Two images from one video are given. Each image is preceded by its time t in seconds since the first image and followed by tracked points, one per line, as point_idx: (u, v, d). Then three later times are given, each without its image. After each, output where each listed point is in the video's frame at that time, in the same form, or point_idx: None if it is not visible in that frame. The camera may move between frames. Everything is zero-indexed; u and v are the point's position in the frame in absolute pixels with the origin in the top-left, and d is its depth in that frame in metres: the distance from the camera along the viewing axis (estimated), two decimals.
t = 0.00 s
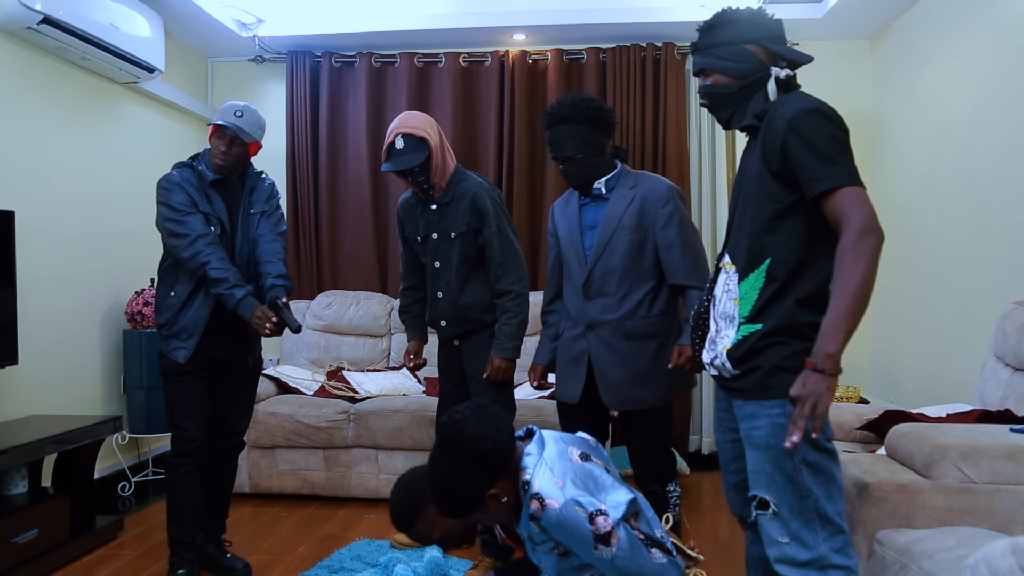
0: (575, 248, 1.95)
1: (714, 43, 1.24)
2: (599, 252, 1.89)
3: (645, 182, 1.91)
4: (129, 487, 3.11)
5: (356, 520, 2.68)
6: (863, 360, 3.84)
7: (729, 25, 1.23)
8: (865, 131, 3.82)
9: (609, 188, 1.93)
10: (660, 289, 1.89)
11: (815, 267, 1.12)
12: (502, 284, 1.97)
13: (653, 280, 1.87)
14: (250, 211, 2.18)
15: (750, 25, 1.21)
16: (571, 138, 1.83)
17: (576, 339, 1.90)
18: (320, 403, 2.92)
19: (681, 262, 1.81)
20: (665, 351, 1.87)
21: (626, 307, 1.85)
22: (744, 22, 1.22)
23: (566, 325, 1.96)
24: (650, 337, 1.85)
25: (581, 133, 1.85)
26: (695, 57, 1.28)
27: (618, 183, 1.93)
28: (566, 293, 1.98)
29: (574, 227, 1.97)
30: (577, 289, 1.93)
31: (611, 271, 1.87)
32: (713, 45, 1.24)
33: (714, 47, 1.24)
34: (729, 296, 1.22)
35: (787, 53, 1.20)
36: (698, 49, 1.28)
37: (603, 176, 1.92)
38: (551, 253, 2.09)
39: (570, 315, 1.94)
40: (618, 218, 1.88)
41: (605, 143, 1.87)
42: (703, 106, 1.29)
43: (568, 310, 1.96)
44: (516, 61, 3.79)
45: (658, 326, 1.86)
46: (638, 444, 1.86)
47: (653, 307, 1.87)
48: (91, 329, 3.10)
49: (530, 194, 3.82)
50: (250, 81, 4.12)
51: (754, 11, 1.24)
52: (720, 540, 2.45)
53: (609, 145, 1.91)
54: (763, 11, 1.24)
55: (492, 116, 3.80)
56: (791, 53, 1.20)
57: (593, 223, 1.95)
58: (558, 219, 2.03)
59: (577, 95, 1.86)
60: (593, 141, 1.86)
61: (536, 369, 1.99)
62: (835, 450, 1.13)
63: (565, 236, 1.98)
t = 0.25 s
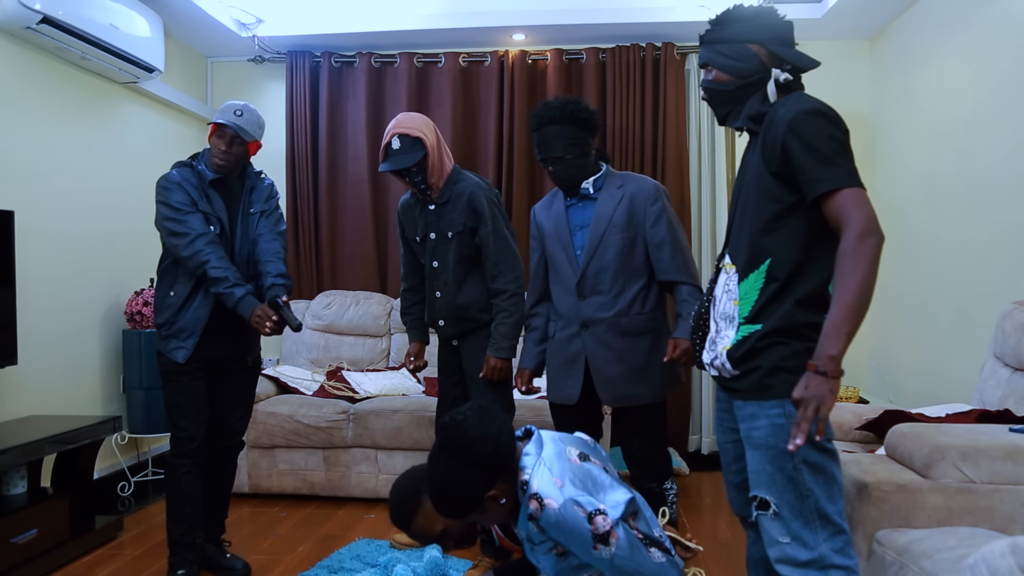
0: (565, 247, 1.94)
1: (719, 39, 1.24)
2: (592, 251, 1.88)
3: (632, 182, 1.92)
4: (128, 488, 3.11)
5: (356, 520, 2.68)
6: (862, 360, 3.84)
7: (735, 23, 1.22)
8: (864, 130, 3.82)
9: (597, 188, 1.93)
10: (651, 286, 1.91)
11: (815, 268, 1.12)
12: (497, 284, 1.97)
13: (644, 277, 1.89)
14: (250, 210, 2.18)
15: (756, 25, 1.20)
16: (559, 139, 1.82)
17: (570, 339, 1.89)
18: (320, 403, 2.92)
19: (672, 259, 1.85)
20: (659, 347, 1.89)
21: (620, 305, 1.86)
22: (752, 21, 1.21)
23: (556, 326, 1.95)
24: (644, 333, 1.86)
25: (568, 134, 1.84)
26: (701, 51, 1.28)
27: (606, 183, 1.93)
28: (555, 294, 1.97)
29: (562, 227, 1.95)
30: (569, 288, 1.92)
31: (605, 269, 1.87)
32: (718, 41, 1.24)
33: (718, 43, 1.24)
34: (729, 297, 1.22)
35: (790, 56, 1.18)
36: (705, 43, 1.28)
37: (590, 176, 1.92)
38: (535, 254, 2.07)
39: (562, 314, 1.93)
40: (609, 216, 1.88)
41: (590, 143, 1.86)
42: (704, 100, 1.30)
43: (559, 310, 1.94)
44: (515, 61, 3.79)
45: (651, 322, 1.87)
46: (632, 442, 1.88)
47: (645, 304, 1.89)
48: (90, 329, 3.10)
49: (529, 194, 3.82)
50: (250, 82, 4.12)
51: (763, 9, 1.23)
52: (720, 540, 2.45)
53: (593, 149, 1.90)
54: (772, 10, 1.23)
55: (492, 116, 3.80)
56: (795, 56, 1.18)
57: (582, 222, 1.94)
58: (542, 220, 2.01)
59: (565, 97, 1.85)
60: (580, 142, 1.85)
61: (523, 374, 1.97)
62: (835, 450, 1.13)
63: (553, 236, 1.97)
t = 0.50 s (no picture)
0: (559, 247, 1.93)
1: (722, 38, 1.24)
2: (587, 250, 1.87)
3: (623, 182, 1.93)
4: (128, 488, 3.11)
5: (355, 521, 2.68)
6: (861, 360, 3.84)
7: (739, 22, 1.22)
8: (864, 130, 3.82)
9: (588, 189, 1.94)
10: (643, 286, 1.92)
11: (813, 270, 1.12)
12: (493, 283, 1.97)
13: (637, 276, 1.90)
14: (248, 210, 2.18)
15: (759, 25, 1.20)
16: (550, 143, 1.81)
17: (566, 339, 1.88)
18: (319, 403, 2.92)
19: (664, 258, 1.87)
20: (653, 344, 1.90)
21: (616, 305, 1.86)
22: (755, 20, 1.21)
23: (550, 326, 1.93)
24: (639, 331, 1.87)
25: (558, 136, 1.83)
26: (704, 49, 1.28)
27: (597, 184, 1.94)
28: (548, 294, 1.95)
29: (554, 227, 1.94)
30: (565, 288, 1.90)
31: (601, 268, 1.86)
32: (721, 40, 1.24)
33: (721, 41, 1.24)
34: (728, 297, 1.22)
35: (793, 57, 1.19)
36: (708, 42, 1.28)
37: (581, 177, 1.93)
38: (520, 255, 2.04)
39: (556, 315, 1.91)
40: (602, 216, 1.88)
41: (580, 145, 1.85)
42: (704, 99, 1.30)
43: (553, 310, 1.92)
44: (515, 61, 3.79)
45: (645, 321, 1.88)
46: (629, 439, 1.88)
47: (639, 303, 1.90)
48: (89, 329, 3.10)
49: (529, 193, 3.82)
50: (249, 82, 4.12)
51: (768, 10, 1.23)
52: (719, 540, 2.45)
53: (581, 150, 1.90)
54: (776, 11, 1.23)
55: (491, 115, 3.80)
56: (798, 57, 1.19)
57: (575, 222, 1.94)
58: (531, 221, 1.99)
59: (556, 99, 1.84)
60: (572, 143, 1.84)
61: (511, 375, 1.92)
62: (833, 449, 1.13)
63: (546, 236, 1.95)
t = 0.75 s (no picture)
0: (555, 247, 1.91)
1: (722, 37, 1.24)
2: (585, 250, 1.86)
3: (619, 182, 1.93)
4: (127, 488, 3.11)
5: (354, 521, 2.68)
6: (860, 360, 3.84)
7: (739, 21, 1.22)
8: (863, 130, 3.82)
9: (585, 189, 1.92)
10: (640, 285, 1.91)
11: (812, 270, 1.12)
12: (489, 283, 2.00)
13: (635, 276, 1.89)
14: (246, 209, 2.17)
15: (759, 25, 1.20)
16: (545, 149, 1.80)
17: (565, 340, 1.87)
18: (319, 404, 2.92)
19: (661, 258, 1.86)
20: (652, 344, 1.90)
21: (614, 304, 1.85)
22: (755, 20, 1.21)
23: (548, 327, 1.92)
24: (637, 331, 1.87)
25: (555, 141, 1.82)
26: (704, 48, 1.28)
27: (593, 184, 1.93)
28: (545, 294, 1.93)
29: (551, 227, 1.92)
30: (563, 289, 1.89)
31: (599, 268, 1.86)
32: (721, 38, 1.24)
33: (721, 40, 1.24)
34: (727, 297, 1.22)
35: (792, 57, 1.18)
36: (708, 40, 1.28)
37: (578, 179, 1.91)
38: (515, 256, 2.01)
39: (554, 315, 1.90)
40: (600, 216, 1.87)
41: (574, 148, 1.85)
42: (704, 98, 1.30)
43: (551, 310, 1.91)
44: (514, 61, 3.79)
45: (643, 321, 1.88)
46: (626, 438, 1.87)
47: (637, 302, 1.89)
48: (88, 329, 3.10)
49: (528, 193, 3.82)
50: (249, 82, 4.12)
51: (768, 10, 1.23)
52: (718, 540, 2.45)
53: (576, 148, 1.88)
54: (777, 11, 1.22)
55: (491, 115, 3.80)
56: (797, 57, 1.18)
57: (572, 223, 1.92)
58: (526, 222, 1.97)
59: (549, 104, 1.84)
60: (567, 147, 1.84)
61: (507, 375, 1.90)
62: (833, 449, 1.13)
63: (542, 236, 1.93)
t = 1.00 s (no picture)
0: (558, 247, 1.93)
1: (724, 35, 1.23)
2: (586, 250, 1.87)
3: (622, 182, 1.93)
4: (125, 488, 3.11)
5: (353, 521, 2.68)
6: (859, 361, 3.85)
7: (741, 19, 1.22)
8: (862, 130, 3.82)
9: (587, 189, 1.93)
10: (643, 285, 1.92)
11: (810, 268, 1.12)
12: (489, 283, 1.97)
13: (637, 276, 1.90)
14: (242, 209, 2.17)
15: (760, 24, 1.20)
16: (549, 149, 1.80)
17: (566, 340, 1.88)
18: (318, 404, 2.92)
19: (664, 258, 1.87)
20: (653, 344, 1.91)
21: (615, 305, 1.86)
22: (757, 19, 1.21)
23: (550, 326, 1.93)
24: (638, 331, 1.88)
25: (557, 142, 1.82)
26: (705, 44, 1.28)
27: (597, 184, 1.93)
28: (547, 294, 1.95)
29: (553, 227, 1.93)
30: (564, 289, 1.90)
31: (600, 269, 1.87)
32: (722, 36, 1.24)
33: (722, 37, 1.24)
34: (726, 297, 1.22)
35: (791, 57, 1.19)
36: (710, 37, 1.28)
37: (582, 177, 1.92)
38: (522, 255, 2.04)
39: (556, 316, 1.91)
40: (602, 216, 1.88)
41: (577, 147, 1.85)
42: (702, 93, 1.30)
43: (553, 311, 1.92)
44: (513, 61, 3.79)
45: (644, 321, 1.89)
46: (623, 442, 1.90)
47: (639, 303, 1.90)
48: (87, 329, 3.10)
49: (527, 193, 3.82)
50: (247, 82, 4.11)
51: (770, 9, 1.23)
52: (717, 540, 2.45)
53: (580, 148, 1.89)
54: (779, 11, 1.22)
55: (490, 115, 3.80)
56: (796, 58, 1.19)
57: (574, 223, 1.93)
58: (530, 221, 1.99)
59: (552, 104, 1.83)
60: (571, 148, 1.84)
61: (511, 372, 1.94)
62: (833, 449, 1.13)
63: (545, 236, 1.95)
